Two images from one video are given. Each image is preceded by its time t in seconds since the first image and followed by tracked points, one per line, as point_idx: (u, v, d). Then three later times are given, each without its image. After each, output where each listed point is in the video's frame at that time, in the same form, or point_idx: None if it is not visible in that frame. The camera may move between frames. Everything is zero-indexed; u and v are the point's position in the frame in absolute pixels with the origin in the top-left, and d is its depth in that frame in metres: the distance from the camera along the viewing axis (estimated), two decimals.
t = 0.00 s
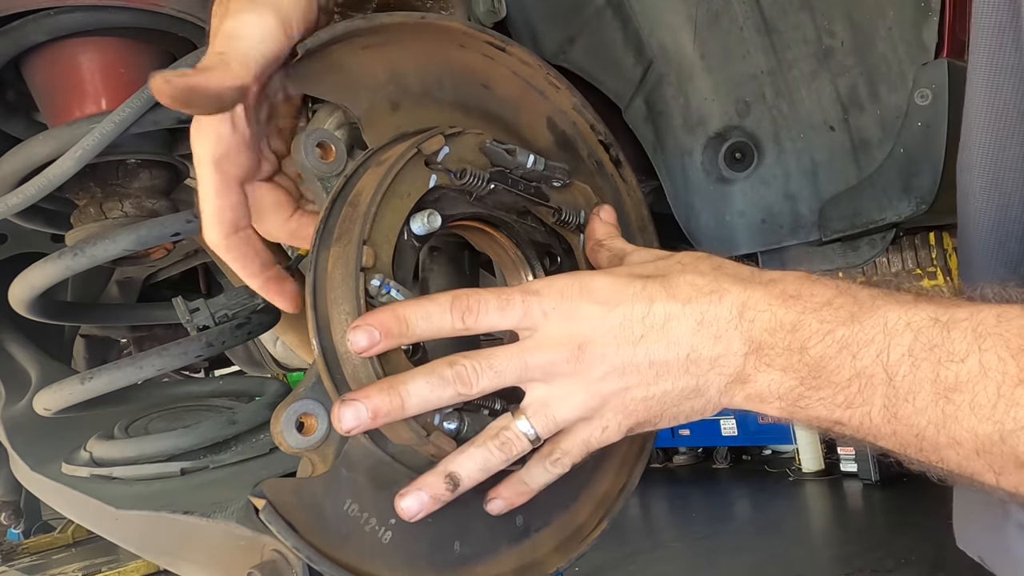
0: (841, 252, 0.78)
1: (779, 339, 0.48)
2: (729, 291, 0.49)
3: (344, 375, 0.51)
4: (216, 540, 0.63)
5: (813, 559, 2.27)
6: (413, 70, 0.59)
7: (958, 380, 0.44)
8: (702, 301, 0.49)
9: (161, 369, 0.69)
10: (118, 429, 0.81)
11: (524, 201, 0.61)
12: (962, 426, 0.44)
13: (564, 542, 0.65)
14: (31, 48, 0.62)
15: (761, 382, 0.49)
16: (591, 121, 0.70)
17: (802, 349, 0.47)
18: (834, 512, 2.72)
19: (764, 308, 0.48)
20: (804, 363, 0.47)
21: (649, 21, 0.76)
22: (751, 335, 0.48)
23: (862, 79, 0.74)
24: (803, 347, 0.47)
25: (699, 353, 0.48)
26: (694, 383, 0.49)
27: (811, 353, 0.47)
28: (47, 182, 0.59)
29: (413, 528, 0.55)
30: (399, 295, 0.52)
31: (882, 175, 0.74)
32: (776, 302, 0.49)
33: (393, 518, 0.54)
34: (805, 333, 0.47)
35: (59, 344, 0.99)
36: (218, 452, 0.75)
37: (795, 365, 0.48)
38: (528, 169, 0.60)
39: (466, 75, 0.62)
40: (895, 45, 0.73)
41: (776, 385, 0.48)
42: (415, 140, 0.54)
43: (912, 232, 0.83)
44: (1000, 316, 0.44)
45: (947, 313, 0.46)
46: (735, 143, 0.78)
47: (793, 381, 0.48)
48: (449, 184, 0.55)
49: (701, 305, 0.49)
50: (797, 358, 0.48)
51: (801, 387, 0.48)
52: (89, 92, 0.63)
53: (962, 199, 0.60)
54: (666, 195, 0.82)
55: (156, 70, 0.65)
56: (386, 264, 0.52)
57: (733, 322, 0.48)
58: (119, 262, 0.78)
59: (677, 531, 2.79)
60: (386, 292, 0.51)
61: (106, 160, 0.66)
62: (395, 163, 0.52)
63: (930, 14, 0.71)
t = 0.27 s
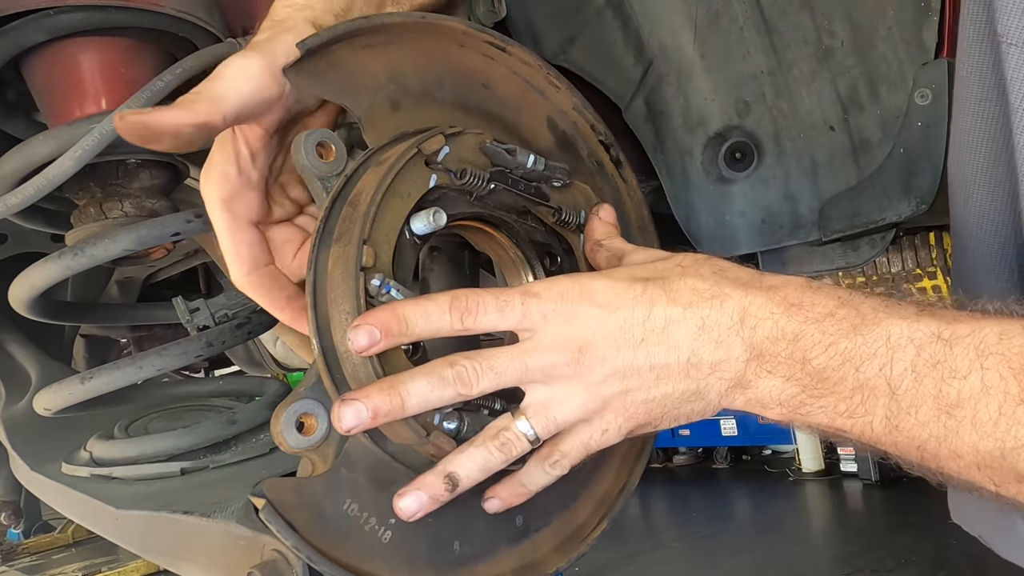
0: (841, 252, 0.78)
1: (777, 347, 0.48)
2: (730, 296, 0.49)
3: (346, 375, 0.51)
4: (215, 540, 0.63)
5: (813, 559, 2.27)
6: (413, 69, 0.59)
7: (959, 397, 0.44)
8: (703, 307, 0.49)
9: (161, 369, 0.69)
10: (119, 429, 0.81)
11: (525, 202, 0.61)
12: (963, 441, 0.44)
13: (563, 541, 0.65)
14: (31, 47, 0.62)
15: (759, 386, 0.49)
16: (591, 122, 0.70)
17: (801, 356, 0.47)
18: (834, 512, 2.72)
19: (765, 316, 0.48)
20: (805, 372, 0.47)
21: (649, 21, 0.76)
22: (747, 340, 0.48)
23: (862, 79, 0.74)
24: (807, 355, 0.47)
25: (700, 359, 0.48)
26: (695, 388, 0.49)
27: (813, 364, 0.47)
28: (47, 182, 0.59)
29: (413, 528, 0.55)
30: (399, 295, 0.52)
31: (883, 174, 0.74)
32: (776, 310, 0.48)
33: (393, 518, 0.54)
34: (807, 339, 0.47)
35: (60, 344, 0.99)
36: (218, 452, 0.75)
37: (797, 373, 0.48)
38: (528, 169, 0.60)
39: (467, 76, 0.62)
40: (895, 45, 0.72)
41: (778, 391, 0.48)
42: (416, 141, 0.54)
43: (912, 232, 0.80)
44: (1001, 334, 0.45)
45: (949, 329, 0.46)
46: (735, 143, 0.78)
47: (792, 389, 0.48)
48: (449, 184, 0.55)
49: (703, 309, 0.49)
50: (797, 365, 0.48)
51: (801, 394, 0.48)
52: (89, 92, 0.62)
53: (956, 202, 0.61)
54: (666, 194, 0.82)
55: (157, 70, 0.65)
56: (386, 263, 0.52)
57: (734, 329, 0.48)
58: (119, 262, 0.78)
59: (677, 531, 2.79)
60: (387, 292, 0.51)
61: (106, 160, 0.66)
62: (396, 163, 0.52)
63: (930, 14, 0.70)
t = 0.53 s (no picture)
0: (842, 253, 0.79)
1: (792, 346, 0.48)
2: (744, 301, 0.49)
3: (357, 373, 0.51)
4: (216, 540, 0.63)
5: (813, 559, 2.27)
6: (418, 67, 0.59)
7: (974, 379, 0.43)
8: (719, 312, 0.49)
9: (161, 369, 0.69)
10: (119, 429, 0.81)
11: (529, 201, 0.61)
12: (980, 424, 0.43)
13: (563, 542, 0.65)
14: (31, 47, 0.62)
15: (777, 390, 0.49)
16: (592, 121, 0.70)
17: (816, 357, 0.47)
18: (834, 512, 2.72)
19: (778, 318, 0.49)
20: (820, 370, 0.47)
21: (650, 21, 0.76)
22: (762, 343, 0.48)
23: (862, 79, 0.74)
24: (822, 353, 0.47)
25: (716, 363, 0.48)
26: (712, 392, 0.49)
27: (826, 361, 0.47)
28: (47, 182, 0.59)
29: (418, 529, 0.55)
30: (411, 295, 0.51)
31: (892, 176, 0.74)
32: (789, 310, 0.49)
33: (398, 518, 0.54)
34: (819, 338, 0.48)
35: (60, 344, 0.99)
36: (218, 452, 0.75)
37: (812, 372, 0.48)
38: (534, 168, 0.60)
39: (469, 75, 0.62)
40: (895, 45, 0.73)
41: (794, 393, 0.48)
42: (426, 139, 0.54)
43: (913, 231, 0.82)
44: (1013, 314, 0.44)
45: (960, 314, 0.46)
46: (735, 143, 0.78)
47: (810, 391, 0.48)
48: (455, 183, 0.55)
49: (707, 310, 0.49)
50: (812, 365, 0.48)
51: (818, 396, 0.48)
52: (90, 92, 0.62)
53: (969, 201, 0.62)
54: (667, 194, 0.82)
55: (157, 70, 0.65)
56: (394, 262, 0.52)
57: (748, 332, 0.48)
58: (120, 262, 0.78)
59: (677, 531, 2.79)
60: (398, 292, 0.51)
61: (105, 160, 0.66)
62: (406, 163, 0.52)
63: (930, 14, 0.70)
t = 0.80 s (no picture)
0: (841, 252, 0.78)
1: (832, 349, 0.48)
2: (774, 309, 0.50)
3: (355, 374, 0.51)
4: (216, 540, 0.63)
5: (813, 559, 2.27)
6: (418, 67, 0.59)
7: None
8: (746, 320, 0.49)
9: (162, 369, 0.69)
10: (119, 429, 0.81)
11: (529, 201, 0.61)
12: None
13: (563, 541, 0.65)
14: (31, 47, 0.62)
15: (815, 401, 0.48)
16: (592, 121, 0.70)
17: (856, 361, 0.48)
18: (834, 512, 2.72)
19: (813, 324, 0.49)
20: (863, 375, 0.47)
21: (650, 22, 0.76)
22: (800, 350, 0.48)
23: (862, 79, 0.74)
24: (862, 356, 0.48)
25: (746, 376, 0.48)
26: (744, 407, 0.49)
27: (869, 367, 0.47)
28: (47, 182, 0.59)
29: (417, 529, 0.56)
30: (411, 295, 0.51)
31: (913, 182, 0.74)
32: (825, 315, 0.49)
33: (399, 518, 0.55)
34: (857, 343, 0.48)
35: (60, 344, 0.99)
36: (218, 452, 0.75)
37: (853, 378, 0.48)
38: (534, 169, 0.60)
39: (469, 75, 0.63)
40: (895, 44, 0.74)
41: (835, 404, 0.48)
42: (426, 139, 0.54)
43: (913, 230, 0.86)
44: None
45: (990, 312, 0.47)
46: (735, 143, 0.78)
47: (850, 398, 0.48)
48: (456, 183, 0.55)
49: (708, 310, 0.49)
50: (854, 372, 0.48)
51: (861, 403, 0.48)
52: (89, 92, 0.62)
53: None
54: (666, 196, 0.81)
55: (157, 70, 0.65)
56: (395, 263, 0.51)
57: (781, 341, 0.48)
58: (120, 262, 0.78)
59: (677, 531, 2.79)
60: (398, 292, 0.51)
61: (105, 160, 0.66)
62: (406, 163, 0.52)
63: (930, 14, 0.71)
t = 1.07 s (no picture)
0: (842, 253, 0.79)
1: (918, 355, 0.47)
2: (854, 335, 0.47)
3: (354, 373, 0.51)
4: (217, 540, 0.63)
5: (813, 559, 2.27)
6: (418, 67, 0.59)
7: None
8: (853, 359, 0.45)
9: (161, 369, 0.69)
10: (119, 429, 0.81)
11: (530, 201, 0.61)
12: None
13: (563, 541, 0.65)
14: (31, 47, 0.62)
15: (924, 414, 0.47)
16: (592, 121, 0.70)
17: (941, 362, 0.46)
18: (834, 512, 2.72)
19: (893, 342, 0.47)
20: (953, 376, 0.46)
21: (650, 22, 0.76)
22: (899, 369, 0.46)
23: (860, 78, 0.75)
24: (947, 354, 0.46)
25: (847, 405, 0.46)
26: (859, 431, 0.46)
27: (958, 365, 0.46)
28: (47, 182, 0.59)
29: (417, 528, 0.56)
30: (411, 295, 0.51)
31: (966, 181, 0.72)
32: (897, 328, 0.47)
33: (399, 518, 0.55)
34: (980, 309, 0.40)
35: (60, 344, 0.99)
36: (218, 452, 0.75)
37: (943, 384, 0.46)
38: (534, 169, 0.61)
39: (469, 75, 0.63)
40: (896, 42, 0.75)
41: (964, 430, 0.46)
42: (425, 138, 0.54)
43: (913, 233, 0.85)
44: None
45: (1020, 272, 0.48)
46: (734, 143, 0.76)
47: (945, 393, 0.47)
48: (456, 183, 0.55)
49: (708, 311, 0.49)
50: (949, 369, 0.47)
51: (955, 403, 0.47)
52: (89, 92, 0.62)
53: None
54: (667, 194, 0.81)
55: (157, 70, 0.65)
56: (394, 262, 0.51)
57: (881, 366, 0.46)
58: (120, 262, 0.78)
59: (678, 531, 2.79)
60: (398, 292, 0.50)
61: (105, 160, 0.66)
62: (406, 163, 0.52)
63: (931, 13, 0.72)
